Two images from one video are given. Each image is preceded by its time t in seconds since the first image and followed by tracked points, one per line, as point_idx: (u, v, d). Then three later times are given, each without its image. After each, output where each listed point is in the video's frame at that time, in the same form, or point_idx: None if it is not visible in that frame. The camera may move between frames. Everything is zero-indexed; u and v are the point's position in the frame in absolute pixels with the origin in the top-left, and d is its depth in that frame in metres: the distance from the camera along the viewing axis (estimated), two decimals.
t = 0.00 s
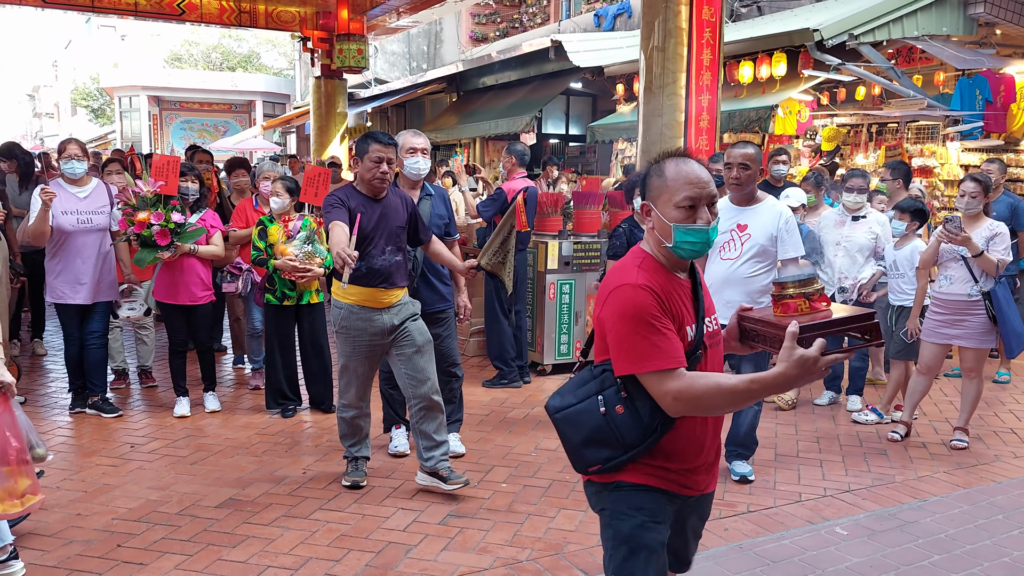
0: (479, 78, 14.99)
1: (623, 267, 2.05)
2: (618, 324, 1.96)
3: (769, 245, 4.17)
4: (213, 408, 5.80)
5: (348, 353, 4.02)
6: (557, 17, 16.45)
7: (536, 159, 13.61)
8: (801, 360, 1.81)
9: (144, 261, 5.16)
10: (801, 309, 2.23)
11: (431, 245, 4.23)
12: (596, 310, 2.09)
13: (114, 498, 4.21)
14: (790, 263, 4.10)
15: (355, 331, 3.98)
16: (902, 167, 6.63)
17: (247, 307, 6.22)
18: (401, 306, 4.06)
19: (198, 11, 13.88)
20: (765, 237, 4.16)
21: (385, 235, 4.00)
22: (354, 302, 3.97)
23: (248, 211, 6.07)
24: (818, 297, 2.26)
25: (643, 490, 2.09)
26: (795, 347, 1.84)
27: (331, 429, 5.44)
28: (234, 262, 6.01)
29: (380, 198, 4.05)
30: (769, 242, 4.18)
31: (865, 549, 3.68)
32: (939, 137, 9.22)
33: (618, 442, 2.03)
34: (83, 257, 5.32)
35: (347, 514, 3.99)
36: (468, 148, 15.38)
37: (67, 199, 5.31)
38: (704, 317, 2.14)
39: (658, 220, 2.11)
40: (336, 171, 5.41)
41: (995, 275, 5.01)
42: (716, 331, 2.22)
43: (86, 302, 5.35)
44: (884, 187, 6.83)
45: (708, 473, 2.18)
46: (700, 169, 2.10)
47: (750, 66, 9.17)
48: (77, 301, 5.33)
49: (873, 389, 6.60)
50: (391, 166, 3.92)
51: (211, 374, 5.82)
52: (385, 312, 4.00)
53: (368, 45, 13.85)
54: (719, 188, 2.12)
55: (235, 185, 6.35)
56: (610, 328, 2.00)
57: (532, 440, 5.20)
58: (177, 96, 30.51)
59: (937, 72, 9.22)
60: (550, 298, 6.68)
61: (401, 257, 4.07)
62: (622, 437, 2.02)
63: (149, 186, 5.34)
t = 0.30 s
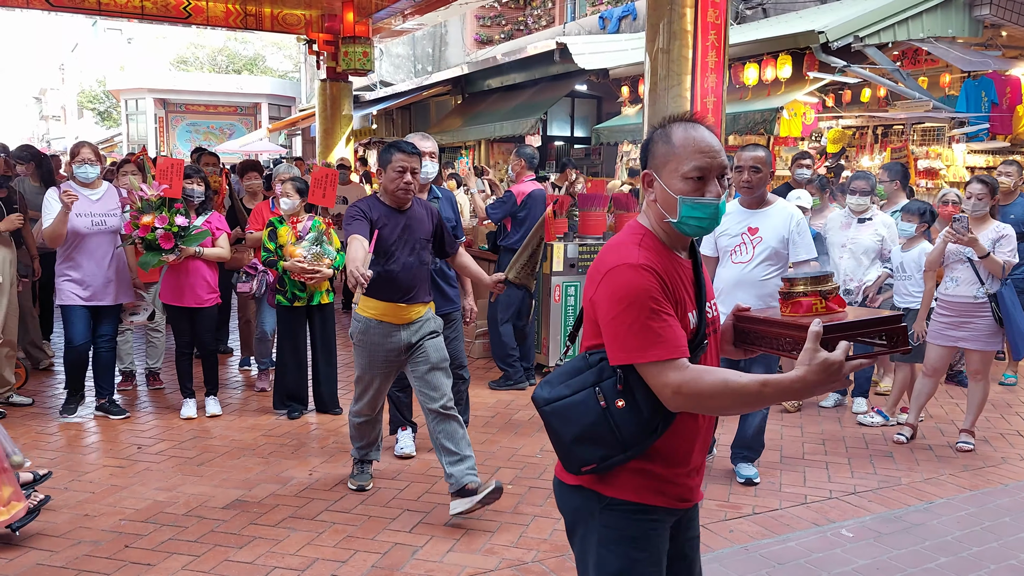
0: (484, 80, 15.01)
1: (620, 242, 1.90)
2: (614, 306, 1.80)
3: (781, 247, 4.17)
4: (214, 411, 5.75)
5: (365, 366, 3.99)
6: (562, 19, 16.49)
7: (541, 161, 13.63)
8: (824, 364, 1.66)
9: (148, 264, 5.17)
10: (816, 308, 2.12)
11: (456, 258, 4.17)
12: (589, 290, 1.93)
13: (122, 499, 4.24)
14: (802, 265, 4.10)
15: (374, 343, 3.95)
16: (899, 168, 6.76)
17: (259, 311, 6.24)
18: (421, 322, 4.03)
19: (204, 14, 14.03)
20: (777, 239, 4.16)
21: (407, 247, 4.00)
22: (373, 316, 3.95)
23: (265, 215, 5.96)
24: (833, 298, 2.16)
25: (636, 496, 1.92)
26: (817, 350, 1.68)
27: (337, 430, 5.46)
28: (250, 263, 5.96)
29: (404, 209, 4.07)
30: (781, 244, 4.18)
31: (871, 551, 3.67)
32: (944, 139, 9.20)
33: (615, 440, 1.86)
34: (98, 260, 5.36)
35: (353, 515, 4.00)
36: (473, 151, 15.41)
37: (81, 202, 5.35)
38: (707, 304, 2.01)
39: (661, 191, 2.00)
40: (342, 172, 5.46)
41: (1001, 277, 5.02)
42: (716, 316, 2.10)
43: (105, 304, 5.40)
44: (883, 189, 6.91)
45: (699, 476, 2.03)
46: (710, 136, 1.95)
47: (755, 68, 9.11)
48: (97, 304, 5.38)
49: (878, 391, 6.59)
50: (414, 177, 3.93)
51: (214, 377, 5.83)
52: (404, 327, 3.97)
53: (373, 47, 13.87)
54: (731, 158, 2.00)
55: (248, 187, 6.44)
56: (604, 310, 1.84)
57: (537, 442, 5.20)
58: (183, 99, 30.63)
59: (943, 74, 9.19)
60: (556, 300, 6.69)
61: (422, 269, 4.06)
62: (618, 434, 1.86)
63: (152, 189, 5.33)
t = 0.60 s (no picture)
0: (487, 82, 15.05)
1: (605, 252, 1.85)
2: (604, 316, 1.75)
3: (782, 250, 4.17)
4: (217, 413, 5.76)
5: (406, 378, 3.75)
6: (564, 22, 16.53)
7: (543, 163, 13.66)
8: (841, 376, 1.55)
9: (147, 264, 5.21)
10: (825, 313, 2.04)
11: (509, 263, 3.72)
12: (576, 304, 1.88)
13: (124, 500, 4.26)
14: (803, 268, 4.11)
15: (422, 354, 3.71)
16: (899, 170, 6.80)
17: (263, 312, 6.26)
18: (469, 332, 3.76)
19: (206, 17, 13.99)
20: (778, 242, 4.16)
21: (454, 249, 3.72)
22: (418, 324, 3.70)
23: (273, 216, 5.82)
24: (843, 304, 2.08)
25: (628, 513, 1.86)
26: (833, 358, 1.57)
27: (339, 433, 5.47)
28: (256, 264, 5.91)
29: (451, 207, 3.78)
30: (781, 246, 4.18)
31: (872, 555, 3.67)
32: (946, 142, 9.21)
33: (604, 456, 1.80)
34: (97, 262, 5.35)
35: (355, 517, 4.01)
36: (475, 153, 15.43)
37: (79, 203, 5.34)
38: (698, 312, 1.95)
39: (650, 195, 1.92)
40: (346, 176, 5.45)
41: (1003, 279, 5.03)
42: (709, 324, 2.05)
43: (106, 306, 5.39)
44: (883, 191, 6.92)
45: (692, 489, 1.97)
46: (698, 136, 1.88)
47: (757, 71, 9.09)
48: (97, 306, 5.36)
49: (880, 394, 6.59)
50: (461, 172, 3.65)
51: (216, 379, 5.83)
52: (451, 337, 3.71)
53: (375, 50, 13.89)
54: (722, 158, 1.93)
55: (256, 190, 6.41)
56: (594, 322, 1.78)
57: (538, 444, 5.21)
58: (186, 101, 30.71)
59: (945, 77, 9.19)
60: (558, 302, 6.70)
61: (472, 272, 3.77)
62: (608, 449, 1.79)
63: (155, 191, 5.39)
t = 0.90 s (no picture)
0: (477, 85, 15.06)
1: (575, 264, 1.85)
2: (579, 330, 1.75)
3: (767, 253, 4.21)
4: (203, 417, 5.73)
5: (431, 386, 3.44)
6: (556, 25, 16.56)
7: (533, 166, 13.68)
8: (834, 380, 1.56)
9: (135, 268, 5.24)
10: (816, 315, 2.06)
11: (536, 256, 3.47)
12: (549, 320, 1.87)
13: (109, 505, 4.22)
14: (787, 271, 4.18)
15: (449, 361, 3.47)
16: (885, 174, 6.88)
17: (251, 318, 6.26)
18: (491, 337, 3.59)
19: (196, 19, 13.93)
20: (762, 246, 4.20)
21: (474, 249, 3.50)
22: (440, 327, 3.48)
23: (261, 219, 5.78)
24: (834, 306, 2.10)
25: (612, 541, 1.85)
26: (825, 361, 1.58)
27: (328, 436, 5.45)
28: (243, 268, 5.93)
29: (468, 203, 3.57)
30: (767, 249, 4.22)
31: (859, 558, 3.69)
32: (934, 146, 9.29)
33: (583, 481, 1.78)
34: (76, 266, 5.32)
35: (343, 522, 3.99)
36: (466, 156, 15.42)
37: (57, 206, 5.27)
38: (675, 320, 1.94)
39: (621, 202, 1.91)
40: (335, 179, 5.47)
41: (988, 282, 5.07)
42: (689, 334, 2.02)
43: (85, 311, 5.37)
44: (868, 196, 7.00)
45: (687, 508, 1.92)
46: (670, 140, 1.87)
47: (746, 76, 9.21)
48: (77, 311, 5.32)
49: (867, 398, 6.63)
50: (479, 167, 3.46)
51: (204, 383, 5.79)
52: (473, 341, 3.52)
53: (365, 52, 13.87)
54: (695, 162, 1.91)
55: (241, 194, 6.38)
56: (569, 337, 1.78)
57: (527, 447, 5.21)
58: (176, 103, 30.58)
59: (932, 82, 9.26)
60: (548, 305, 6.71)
61: (493, 272, 3.55)
62: (586, 474, 1.78)
63: (144, 193, 5.34)
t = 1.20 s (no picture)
0: (456, 87, 15.05)
1: (548, 261, 1.85)
2: (550, 327, 1.75)
3: (746, 255, 4.26)
4: (178, 421, 5.64)
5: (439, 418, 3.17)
6: (534, 28, 16.60)
7: (512, 168, 13.69)
8: (809, 379, 1.53)
9: (111, 271, 5.16)
10: (805, 312, 2.04)
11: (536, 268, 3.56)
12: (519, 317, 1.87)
13: (81, 510, 4.16)
14: (764, 273, 4.23)
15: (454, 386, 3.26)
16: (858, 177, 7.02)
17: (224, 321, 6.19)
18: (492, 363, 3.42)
19: (172, 19, 13.82)
20: (741, 249, 4.23)
21: (474, 269, 3.38)
22: (445, 356, 3.25)
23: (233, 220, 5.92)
24: (826, 302, 2.07)
25: (578, 548, 1.85)
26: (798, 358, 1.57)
27: (305, 440, 5.42)
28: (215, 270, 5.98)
29: (464, 220, 3.47)
30: (746, 251, 4.27)
31: (833, 557, 3.72)
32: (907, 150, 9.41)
33: (544, 487, 1.75)
34: (40, 269, 5.22)
35: (320, 525, 3.96)
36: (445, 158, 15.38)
37: (20, 207, 5.16)
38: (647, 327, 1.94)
39: (601, 204, 1.91)
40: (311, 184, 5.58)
41: (959, 284, 5.16)
42: (662, 342, 2.02)
43: (48, 316, 5.28)
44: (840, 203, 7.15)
45: (658, 509, 1.90)
46: (655, 143, 1.86)
47: (723, 79, 9.32)
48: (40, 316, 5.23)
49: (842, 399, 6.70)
50: (475, 181, 3.38)
51: (179, 387, 5.72)
52: (477, 367, 3.34)
53: (343, 53, 13.78)
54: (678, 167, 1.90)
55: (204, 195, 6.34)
56: (539, 333, 1.77)
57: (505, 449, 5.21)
58: (151, 103, 30.24)
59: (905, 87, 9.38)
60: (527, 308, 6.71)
61: (492, 291, 3.42)
62: (548, 481, 1.75)
63: (120, 196, 5.29)
